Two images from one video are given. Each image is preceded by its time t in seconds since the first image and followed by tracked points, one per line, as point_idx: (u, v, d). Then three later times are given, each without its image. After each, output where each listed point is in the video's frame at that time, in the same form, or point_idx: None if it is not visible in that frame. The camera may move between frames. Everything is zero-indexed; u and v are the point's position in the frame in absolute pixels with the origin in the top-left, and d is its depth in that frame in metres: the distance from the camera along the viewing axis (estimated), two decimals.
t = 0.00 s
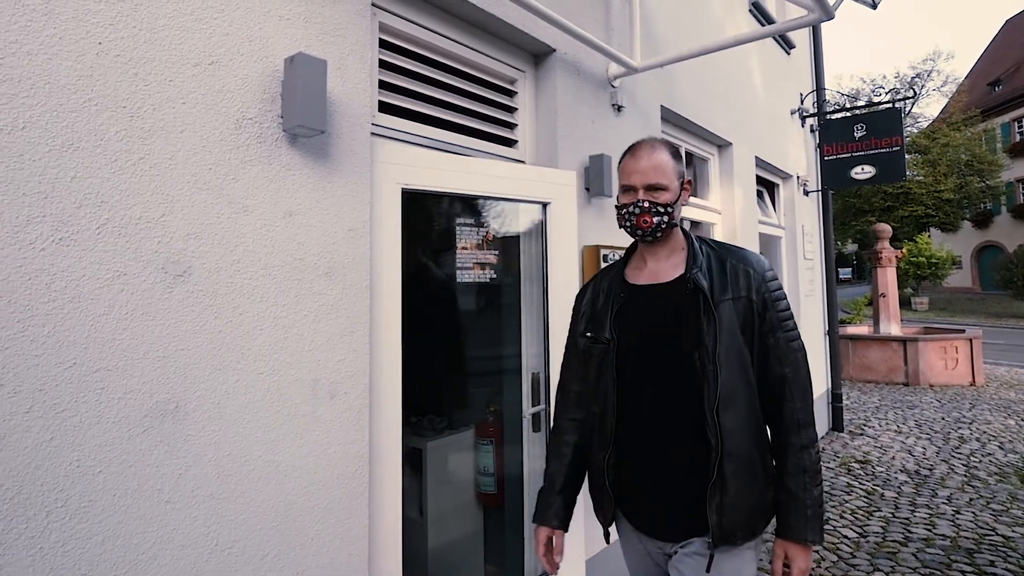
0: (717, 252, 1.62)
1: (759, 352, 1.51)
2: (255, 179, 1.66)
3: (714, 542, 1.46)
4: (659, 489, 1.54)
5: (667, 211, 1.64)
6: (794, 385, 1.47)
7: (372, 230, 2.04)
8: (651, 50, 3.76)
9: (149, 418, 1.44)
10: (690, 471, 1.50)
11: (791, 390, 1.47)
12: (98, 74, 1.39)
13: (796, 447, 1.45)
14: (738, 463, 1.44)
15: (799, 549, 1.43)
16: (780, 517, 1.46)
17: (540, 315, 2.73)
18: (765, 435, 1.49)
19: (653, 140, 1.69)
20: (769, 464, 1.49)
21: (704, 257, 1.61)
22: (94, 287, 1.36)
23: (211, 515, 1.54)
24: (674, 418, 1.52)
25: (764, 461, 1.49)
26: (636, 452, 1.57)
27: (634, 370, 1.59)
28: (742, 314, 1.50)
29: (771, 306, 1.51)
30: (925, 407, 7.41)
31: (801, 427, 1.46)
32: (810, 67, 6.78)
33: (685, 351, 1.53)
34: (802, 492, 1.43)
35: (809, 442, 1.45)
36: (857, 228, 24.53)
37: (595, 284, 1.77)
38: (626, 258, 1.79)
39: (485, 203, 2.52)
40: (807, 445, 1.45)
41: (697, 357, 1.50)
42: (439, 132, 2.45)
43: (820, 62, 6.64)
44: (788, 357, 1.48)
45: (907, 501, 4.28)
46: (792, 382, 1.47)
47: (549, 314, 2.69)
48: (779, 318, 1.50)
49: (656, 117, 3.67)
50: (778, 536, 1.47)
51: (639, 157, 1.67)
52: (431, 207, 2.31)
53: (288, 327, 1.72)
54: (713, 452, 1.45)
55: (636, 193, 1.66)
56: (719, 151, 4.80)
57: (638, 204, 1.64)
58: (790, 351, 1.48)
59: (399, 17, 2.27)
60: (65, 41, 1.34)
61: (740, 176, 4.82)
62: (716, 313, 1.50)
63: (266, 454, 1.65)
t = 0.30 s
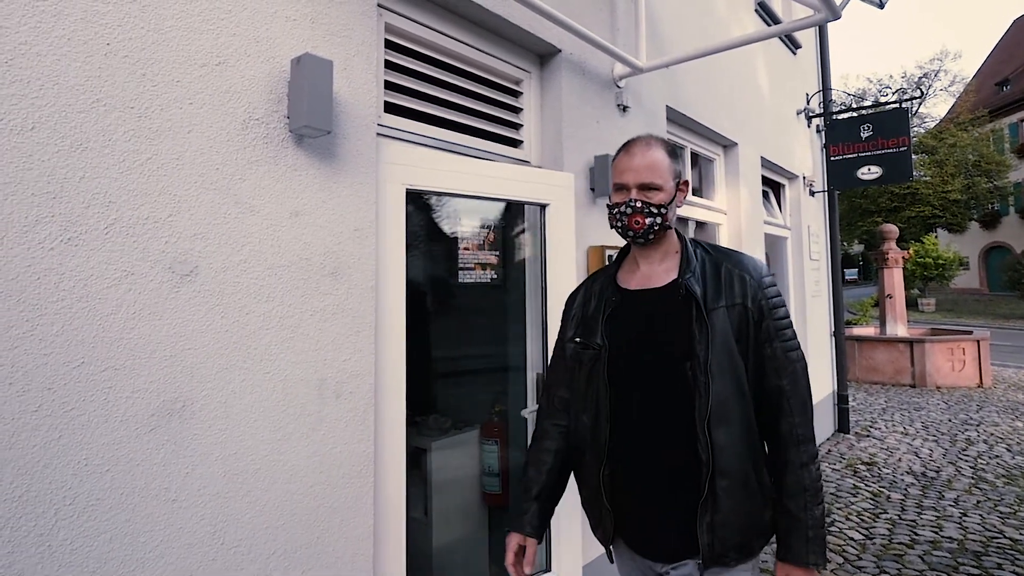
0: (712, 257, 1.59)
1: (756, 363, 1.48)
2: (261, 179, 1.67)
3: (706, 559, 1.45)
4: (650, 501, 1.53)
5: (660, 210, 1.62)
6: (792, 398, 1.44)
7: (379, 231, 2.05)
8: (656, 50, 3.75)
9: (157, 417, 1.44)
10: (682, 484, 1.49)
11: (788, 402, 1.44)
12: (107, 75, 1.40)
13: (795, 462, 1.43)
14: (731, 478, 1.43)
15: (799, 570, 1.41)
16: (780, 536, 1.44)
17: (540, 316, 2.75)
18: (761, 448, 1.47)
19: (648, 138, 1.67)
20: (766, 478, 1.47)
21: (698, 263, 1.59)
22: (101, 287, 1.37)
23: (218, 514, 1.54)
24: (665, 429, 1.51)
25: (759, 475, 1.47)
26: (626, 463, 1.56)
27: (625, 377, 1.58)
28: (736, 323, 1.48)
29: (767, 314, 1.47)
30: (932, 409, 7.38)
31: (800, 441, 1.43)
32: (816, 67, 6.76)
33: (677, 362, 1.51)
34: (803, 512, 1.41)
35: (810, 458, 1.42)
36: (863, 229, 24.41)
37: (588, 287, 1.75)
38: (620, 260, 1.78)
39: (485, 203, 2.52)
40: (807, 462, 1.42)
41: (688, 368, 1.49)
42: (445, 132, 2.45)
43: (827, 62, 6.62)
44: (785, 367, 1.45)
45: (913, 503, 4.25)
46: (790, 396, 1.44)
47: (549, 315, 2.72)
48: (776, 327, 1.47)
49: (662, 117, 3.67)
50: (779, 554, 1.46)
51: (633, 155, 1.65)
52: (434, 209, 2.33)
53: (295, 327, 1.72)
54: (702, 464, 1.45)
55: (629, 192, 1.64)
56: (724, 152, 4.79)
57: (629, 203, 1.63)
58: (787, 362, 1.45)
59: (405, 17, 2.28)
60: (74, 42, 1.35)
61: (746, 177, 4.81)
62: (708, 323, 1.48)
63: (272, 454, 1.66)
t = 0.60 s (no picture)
0: (705, 259, 1.55)
1: (749, 371, 1.44)
2: (265, 180, 1.67)
3: None
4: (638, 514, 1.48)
5: (652, 210, 1.57)
6: (787, 409, 1.41)
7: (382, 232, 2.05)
8: (659, 50, 3.75)
9: (161, 417, 1.45)
10: (671, 496, 1.44)
11: (784, 412, 1.41)
12: (112, 77, 1.40)
13: (790, 476, 1.40)
14: (719, 492, 1.37)
15: None
16: (777, 555, 1.41)
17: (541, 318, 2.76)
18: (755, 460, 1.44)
19: (643, 132, 1.61)
20: (760, 492, 1.43)
21: (691, 265, 1.54)
22: (107, 288, 1.38)
23: (222, 514, 1.54)
24: (654, 438, 1.46)
25: (751, 489, 1.42)
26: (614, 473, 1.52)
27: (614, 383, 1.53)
28: (729, 329, 1.44)
29: (762, 321, 1.44)
30: (937, 409, 7.34)
31: (795, 455, 1.40)
32: (820, 67, 6.74)
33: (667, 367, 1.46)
34: (800, 531, 1.38)
35: (806, 474, 1.40)
36: (867, 229, 24.33)
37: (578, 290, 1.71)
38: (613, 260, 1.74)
39: (485, 204, 2.52)
40: (803, 477, 1.40)
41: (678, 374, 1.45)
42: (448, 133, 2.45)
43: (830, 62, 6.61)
44: (781, 376, 1.42)
45: (919, 504, 4.24)
46: (785, 406, 1.41)
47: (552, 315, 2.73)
48: (771, 334, 1.43)
49: (665, 117, 3.67)
50: (775, 573, 1.43)
51: (627, 151, 1.59)
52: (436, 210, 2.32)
53: (299, 327, 1.73)
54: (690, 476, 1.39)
55: (621, 190, 1.59)
56: (727, 151, 4.77)
57: (620, 201, 1.58)
58: (782, 370, 1.42)
59: (408, 18, 2.28)
60: (79, 44, 1.36)
61: (749, 177, 4.80)
62: (699, 327, 1.43)
63: (277, 454, 1.66)
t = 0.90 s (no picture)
0: (697, 256, 1.54)
1: (740, 376, 1.41)
2: (271, 181, 1.68)
3: None
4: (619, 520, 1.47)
5: (641, 202, 1.54)
6: (779, 418, 1.37)
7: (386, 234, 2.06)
8: (664, 51, 3.75)
9: (168, 418, 1.45)
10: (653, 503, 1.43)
11: (775, 422, 1.37)
12: (119, 79, 1.41)
13: (780, 491, 1.36)
14: (702, 504, 1.35)
15: None
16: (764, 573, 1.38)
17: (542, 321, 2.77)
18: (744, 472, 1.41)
19: (634, 121, 1.57)
20: (746, 506, 1.39)
21: (682, 261, 1.53)
22: (114, 289, 1.38)
23: (228, 515, 1.55)
24: (639, 443, 1.45)
25: (739, 501, 1.38)
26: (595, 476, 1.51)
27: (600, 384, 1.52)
28: (719, 331, 1.40)
29: (756, 323, 1.40)
30: (944, 411, 7.30)
31: (786, 468, 1.36)
32: (825, 68, 6.73)
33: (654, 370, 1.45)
34: (790, 551, 1.35)
35: (798, 490, 1.36)
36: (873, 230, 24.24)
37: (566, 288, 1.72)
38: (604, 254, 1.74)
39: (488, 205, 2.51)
40: (795, 493, 1.36)
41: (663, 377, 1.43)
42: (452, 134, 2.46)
43: (835, 62, 6.60)
44: (774, 384, 1.38)
45: (925, 507, 4.21)
46: (777, 416, 1.37)
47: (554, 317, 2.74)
48: (764, 338, 1.39)
49: (669, 118, 3.66)
50: None
51: (616, 140, 1.56)
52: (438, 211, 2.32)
53: (305, 328, 1.73)
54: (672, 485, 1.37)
55: (610, 181, 1.56)
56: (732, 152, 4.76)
57: (609, 193, 1.55)
58: (776, 378, 1.38)
59: (413, 20, 2.28)
60: (87, 47, 1.37)
61: (754, 179, 4.79)
62: (688, 326, 1.41)
63: (282, 455, 1.67)
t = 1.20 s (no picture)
0: (691, 251, 1.52)
1: (731, 379, 1.38)
2: (278, 183, 1.69)
3: None
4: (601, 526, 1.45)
5: (630, 193, 1.54)
6: (771, 426, 1.34)
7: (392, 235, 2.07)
8: (669, 52, 3.74)
9: (176, 418, 1.46)
10: (636, 510, 1.41)
11: (766, 429, 1.35)
12: (127, 82, 1.42)
13: (768, 503, 1.34)
14: (685, 516, 1.32)
15: None
16: None
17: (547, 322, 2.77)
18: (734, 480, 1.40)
19: (623, 109, 1.57)
20: (734, 517, 1.36)
21: (675, 255, 1.52)
22: (123, 290, 1.39)
23: (235, 515, 1.55)
24: (625, 446, 1.43)
25: (725, 513, 1.35)
26: (580, 479, 1.49)
27: (588, 383, 1.51)
28: (710, 331, 1.37)
29: (749, 323, 1.37)
30: (951, 414, 7.26)
31: (775, 479, 1.34)
32: (831, 68, 6.70)
33: (642, 370, 1.43)
34: (777, 567, 1.33)
35: (788, 503, 1.34)
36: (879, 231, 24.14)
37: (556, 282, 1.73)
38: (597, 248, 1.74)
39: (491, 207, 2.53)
40: (784, 507, 1.34)
41: (651, 378, 1.41)
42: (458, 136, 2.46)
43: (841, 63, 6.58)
44: (767, 390, 1.35)
45: (933, 510, 4.19)
46: (768, 424, 1.35)
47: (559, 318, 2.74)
48: (757, 340, 1.36)
49: (675, 119, 3.66)
50: None
51: (605, 129, 1.55)
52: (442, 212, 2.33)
53: (311, 328, 1.74)
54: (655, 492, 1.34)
55: (598, 171, 1.56)
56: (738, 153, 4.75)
57: (596, 184, 1.55)
58: (769, 382, 1.35)
59: (419, 22, 2.29)
60: (95, 49, 1.38)
61: (760, 181, 4.77)
62: (677, 324, 1.38)
63: (289, 456, 1.67)
